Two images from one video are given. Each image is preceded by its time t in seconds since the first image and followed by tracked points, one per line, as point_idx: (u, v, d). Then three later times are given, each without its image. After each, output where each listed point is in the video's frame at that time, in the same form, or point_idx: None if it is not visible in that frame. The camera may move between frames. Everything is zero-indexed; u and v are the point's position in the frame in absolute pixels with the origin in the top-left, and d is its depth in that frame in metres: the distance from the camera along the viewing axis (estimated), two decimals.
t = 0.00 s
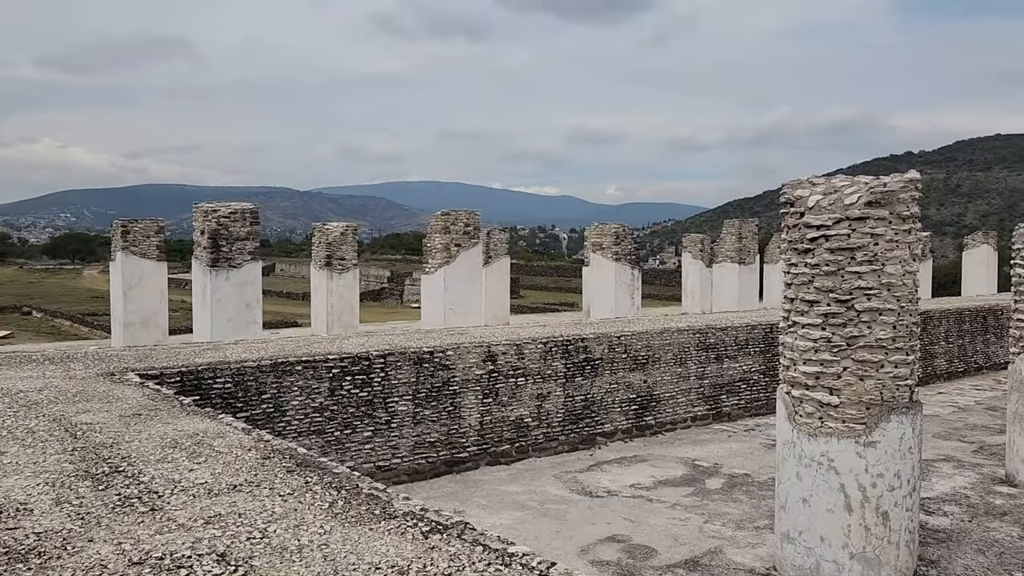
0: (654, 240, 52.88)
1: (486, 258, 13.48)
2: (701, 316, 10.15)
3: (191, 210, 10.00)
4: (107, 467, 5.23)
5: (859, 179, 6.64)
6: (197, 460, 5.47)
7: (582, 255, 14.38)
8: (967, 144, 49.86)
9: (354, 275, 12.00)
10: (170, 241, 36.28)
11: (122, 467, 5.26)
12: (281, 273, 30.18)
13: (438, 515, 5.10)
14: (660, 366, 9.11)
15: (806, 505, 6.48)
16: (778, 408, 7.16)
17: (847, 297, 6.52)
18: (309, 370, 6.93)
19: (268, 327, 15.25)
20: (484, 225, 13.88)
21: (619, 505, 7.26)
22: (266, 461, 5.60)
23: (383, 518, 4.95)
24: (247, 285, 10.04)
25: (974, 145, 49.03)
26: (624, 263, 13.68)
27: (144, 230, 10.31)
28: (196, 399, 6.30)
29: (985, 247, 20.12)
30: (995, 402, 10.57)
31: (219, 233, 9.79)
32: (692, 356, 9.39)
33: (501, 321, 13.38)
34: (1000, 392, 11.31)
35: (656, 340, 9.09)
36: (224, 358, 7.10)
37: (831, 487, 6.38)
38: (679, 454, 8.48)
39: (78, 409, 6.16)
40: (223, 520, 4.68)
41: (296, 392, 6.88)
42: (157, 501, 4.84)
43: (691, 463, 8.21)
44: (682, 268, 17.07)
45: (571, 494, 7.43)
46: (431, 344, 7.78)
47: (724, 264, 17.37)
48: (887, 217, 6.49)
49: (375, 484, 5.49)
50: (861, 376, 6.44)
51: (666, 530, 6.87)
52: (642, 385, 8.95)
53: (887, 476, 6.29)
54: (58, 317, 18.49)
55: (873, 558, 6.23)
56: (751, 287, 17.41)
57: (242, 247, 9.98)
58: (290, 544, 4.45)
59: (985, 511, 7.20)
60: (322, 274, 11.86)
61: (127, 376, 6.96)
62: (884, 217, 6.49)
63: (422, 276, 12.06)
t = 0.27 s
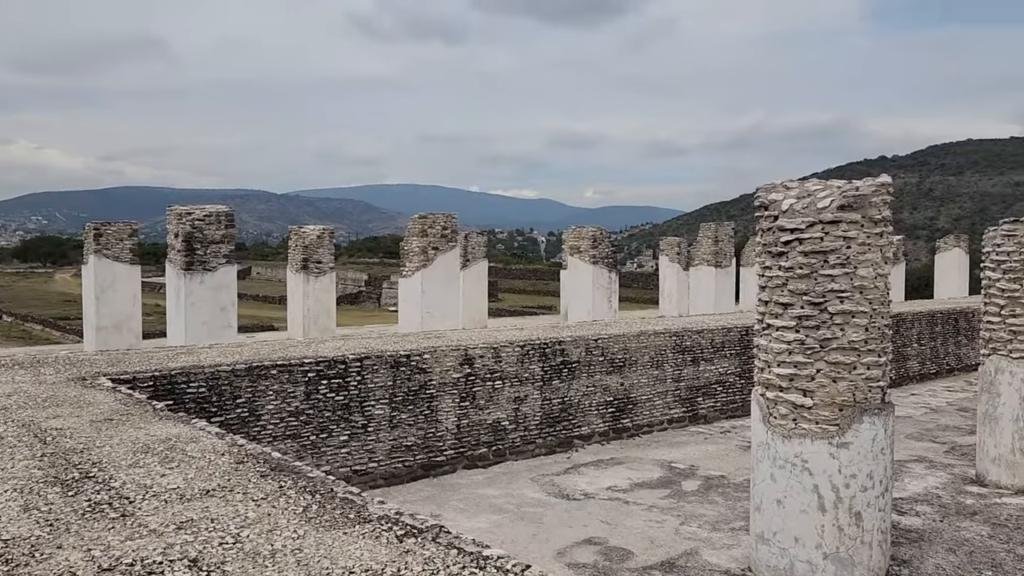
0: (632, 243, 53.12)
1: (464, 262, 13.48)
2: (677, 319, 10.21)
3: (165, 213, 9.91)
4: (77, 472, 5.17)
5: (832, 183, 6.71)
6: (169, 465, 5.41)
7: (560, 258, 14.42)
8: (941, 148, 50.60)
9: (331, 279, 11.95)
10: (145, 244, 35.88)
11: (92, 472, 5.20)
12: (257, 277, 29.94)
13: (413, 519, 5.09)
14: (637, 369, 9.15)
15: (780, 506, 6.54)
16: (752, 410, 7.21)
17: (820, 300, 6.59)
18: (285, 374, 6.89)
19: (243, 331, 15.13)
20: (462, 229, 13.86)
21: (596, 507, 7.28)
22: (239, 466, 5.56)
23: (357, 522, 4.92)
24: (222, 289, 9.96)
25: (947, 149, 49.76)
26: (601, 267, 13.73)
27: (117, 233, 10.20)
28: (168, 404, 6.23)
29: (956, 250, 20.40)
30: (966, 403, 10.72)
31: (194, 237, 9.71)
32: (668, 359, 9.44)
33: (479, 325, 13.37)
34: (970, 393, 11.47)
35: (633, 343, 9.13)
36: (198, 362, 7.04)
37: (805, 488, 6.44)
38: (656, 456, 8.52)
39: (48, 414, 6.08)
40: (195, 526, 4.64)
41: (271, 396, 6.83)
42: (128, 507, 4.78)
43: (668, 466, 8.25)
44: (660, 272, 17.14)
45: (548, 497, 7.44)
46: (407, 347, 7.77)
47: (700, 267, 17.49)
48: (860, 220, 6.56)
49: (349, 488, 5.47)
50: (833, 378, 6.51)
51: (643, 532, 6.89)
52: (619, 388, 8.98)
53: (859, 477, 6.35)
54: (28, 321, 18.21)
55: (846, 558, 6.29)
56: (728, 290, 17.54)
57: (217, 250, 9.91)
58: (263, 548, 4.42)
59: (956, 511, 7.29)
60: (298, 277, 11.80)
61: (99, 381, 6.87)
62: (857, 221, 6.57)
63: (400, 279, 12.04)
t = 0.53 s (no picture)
0: (609, 246, 53.30)
1: (439, 264, 13.47)
2: (651, 322, 10.27)
3: (135, 215, 9.82)
4: (42, 479, 5.09)
5: (802, 187, 6.79)
6: (138, 471, 5.35)
7: (535, 261, 14.45)
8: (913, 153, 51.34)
9: (305, 282, 11.89)
10: (116, 247, 35.42)
11: (58, 478, 5.12)
12: (231, 280, 29.65)
13: (385, 522, 5.07)
14: (612, 372, 9.19)
15: (752, 507, 6.59)
16: (725, 411, 7.27)
17: (791, 302, 6.66)
18: (257, 378, 6.84)
19: (216, 335, 14.99)
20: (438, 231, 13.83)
21: (571, 510, 7.29)
22: (209, 470, 5.50)
23: (329, 526, 4.89)
24: (194, 292, 9.88)
25: (919, 154, 50.50)
26: (576, 270, 13.78)
27: (86, 236, 10.08)
28: (138, 408, 6.16)
29: (926, 254, 20.71)
30: (935, 404, 10.87)
31: (165, 239, 9.62)
32: (642, 361, 9.49)
33: (454, 327, 13.37)
34: (939, 394, 11.65)
35: (608, 345, 9.16)
36: (168, 366, 6.96)
37: (777, 489, 6.49)
38: (630, 458, 8.56)
39: (14, 420, 5.98)
40: (163, 531, 4.58)
41: (243, 400, 6.77)
42: (95, 513, 4.72)
43: (642, 468, 8.28)
44: (635, 275, 17.20)
45: (522, 500, 7.44)
46: (381, 351, 7.74)
47: (675, 270, 17.61)
48: (829, 223, 6.65)
49: (321, 492, 5.43)
50: (804, 379, 6.58)
51: (617, 534, 6.92)
52: (594, 391, 9.01)
53: (830, 477, 6.43)
54: None
55: (817, 558, 6.35)
56: (702, 292, 17.68)
57: (188, 253, 9.83)
58: (232, 553, 4.38)
59: (924, 510, 7.39)
60: (272, 280, 11.72)
61: (66, 385, 6.77)
62: (826, 224, 6.65)
63: (375, 282, 12.00)
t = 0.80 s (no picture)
0: (585, 249, 53.47)
1: (413, 267, 13.45)
2: (624, 324, 10.32)
3: (103, 218, 9.72)
4: (5, 486, 5.01)
5: (771, 190, 6.86)
6: (103, 477, 5.28)
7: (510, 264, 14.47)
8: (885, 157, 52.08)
9: (277, 285, 11.82)
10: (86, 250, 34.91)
11: (21, 485, 5.04)
12: (202, 283, 29.32)
13: (355, 526, 5.04)
14: (585, 374, 9.22)
15: (723, 508, 6.64)
16: (697, 413, 7.32)
17: (760, 304, 6.72)
18: (227, 382, 6.78)
19: (187, 339, 14.83)
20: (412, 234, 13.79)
21: (544, 512, 7.30)
22: (176, 476, 5.44)
23: (297, 531, 4.86)
24: (164, 295, 9.77)
25: (890, 158, 51.24)
26: (550, 272, 13.82)
27: (53, 239, 9.94)
28: (105, 413, 6.08)
29: (894, 257, 21.02)
30: (903, 405, 11.03)
31: (134, 242, 9.52)
32: (616, 363, 9.53)
33: (428, 330, 13.37)
34: (907, 395, 11.83)
35: (581, 348, 9.20)
36: (136, 370, 6.88)
37: (748, 489, 6.54)
38: (603, 460, 8.59)
39: None
40: (129, 538, 4.53)
41: (213, 405, 6.71)
42: (58, 520, 4.65)
43: (615, 470, 8.32)
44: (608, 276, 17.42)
45: (496, 503, 7.44)
46: (354, 354, 7.71)
47: (648, 273, 17.73)
48: (798, 226, 6.73)
49: (290, 497, 5.40)
50: (774, 381, 6.65)
51: (589, 536, 6.93)
52: (567, 393, 9.04)
53: (799, 477, 6.50)
54: None
55: (787, 557, 6.42)
56: (675, 295, 17.80)
57: (158, 256, 9.73)
58: (199, 559, 4.34)
59: (892, 509, 7.49)
60: (243, 284, 11.64)
61: (31, 391, 6.66)
62: (795, 227, 6.73)
63: (348, 286, 11.95)
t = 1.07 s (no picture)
0: (562, 252, 53.59)
1: (386, 270, 13.44)
2: (596, 327, 10.37)
3: (69, 221, 9.60)
4: None
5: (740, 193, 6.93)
6: (66, 483, 5.21)
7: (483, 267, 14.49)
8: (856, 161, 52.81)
9: (247, 288, 11.76)
10: (54, 254, 34.39)
11: None
12: (173, 287, 28.97)
13: (323, 530, 5.01)
14: (558, 377, 9.25)
15: (693, 508, 6.68)
16: (667, 414, 7.36)
17: (730, 306, 6.78)
18: (195, 387, 6.71)
19: (157, 344, 14.65)
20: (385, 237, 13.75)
21: (516, 515, 7.31)
22: (142, 481, 5.38)
23: (264, 535, 4.82)
24: (132, 299, 9.67)
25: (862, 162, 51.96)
26: (523, 275, 13.85)
27: (17, 242, 9.81)
28: (69, 419, 5.99)
29: (863, 259, 21.32)
30: (871, 405, 11.18)
31: (101, 245, 9.41)
32: (588, 366, 9.57)
33: (401, 333, 13.38)
34: (875, 395, 11.99)
35: (554, 350, 9.22)
36: (102, 375, 6.79)
37: (718, 490, 6.59)
38: (576, 463, 8.61)
39: None
40: (91, 544, 4.47)
41: (181, 410, 6.64)
42: (19, 528, 4.58)
43: (587, 472, 8.34)
44: (581, 279, 18.29)
45: (468, 506, 7.43)
46: (325, 358, 7.67)
47: (621, 276, 17.82)
48: (766, 229, 6.80)
49: (258, 501, 5.35)
50: (743, 382, 6.71)
51: (561, 538, 6.94)
52: (540, 396, 9.06)
53: (768, 477, 6.56)
54: None
55: (756, 557, 6.47)
56: (648, 297, 17.90)
57: (125, 260, 9.63)
58: (164, 565, 4.29)
59: (860, 508, 7.59)
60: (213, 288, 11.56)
61: None
62: (763, 229, 6.80)
63: (320, 289, 11.88)
